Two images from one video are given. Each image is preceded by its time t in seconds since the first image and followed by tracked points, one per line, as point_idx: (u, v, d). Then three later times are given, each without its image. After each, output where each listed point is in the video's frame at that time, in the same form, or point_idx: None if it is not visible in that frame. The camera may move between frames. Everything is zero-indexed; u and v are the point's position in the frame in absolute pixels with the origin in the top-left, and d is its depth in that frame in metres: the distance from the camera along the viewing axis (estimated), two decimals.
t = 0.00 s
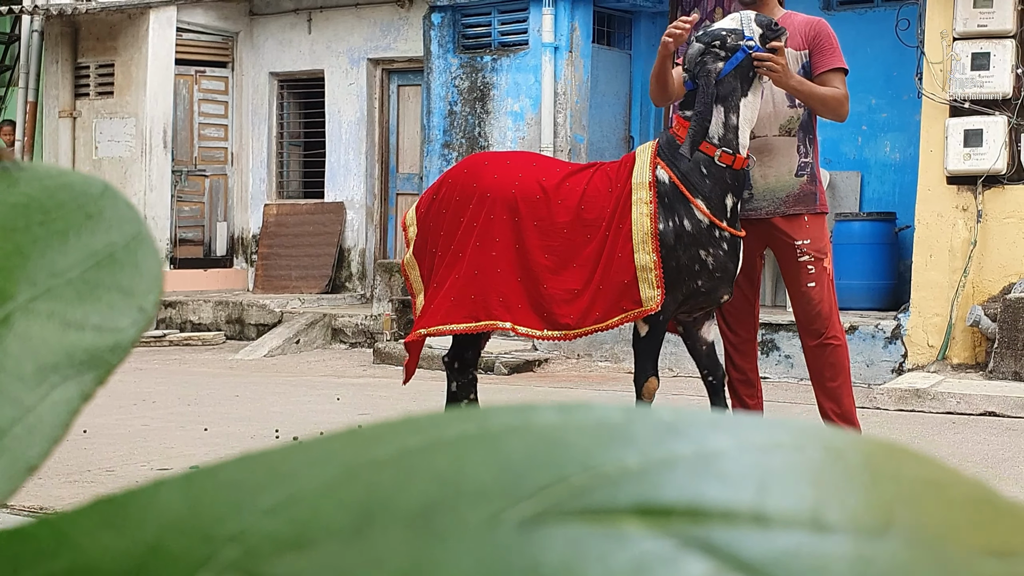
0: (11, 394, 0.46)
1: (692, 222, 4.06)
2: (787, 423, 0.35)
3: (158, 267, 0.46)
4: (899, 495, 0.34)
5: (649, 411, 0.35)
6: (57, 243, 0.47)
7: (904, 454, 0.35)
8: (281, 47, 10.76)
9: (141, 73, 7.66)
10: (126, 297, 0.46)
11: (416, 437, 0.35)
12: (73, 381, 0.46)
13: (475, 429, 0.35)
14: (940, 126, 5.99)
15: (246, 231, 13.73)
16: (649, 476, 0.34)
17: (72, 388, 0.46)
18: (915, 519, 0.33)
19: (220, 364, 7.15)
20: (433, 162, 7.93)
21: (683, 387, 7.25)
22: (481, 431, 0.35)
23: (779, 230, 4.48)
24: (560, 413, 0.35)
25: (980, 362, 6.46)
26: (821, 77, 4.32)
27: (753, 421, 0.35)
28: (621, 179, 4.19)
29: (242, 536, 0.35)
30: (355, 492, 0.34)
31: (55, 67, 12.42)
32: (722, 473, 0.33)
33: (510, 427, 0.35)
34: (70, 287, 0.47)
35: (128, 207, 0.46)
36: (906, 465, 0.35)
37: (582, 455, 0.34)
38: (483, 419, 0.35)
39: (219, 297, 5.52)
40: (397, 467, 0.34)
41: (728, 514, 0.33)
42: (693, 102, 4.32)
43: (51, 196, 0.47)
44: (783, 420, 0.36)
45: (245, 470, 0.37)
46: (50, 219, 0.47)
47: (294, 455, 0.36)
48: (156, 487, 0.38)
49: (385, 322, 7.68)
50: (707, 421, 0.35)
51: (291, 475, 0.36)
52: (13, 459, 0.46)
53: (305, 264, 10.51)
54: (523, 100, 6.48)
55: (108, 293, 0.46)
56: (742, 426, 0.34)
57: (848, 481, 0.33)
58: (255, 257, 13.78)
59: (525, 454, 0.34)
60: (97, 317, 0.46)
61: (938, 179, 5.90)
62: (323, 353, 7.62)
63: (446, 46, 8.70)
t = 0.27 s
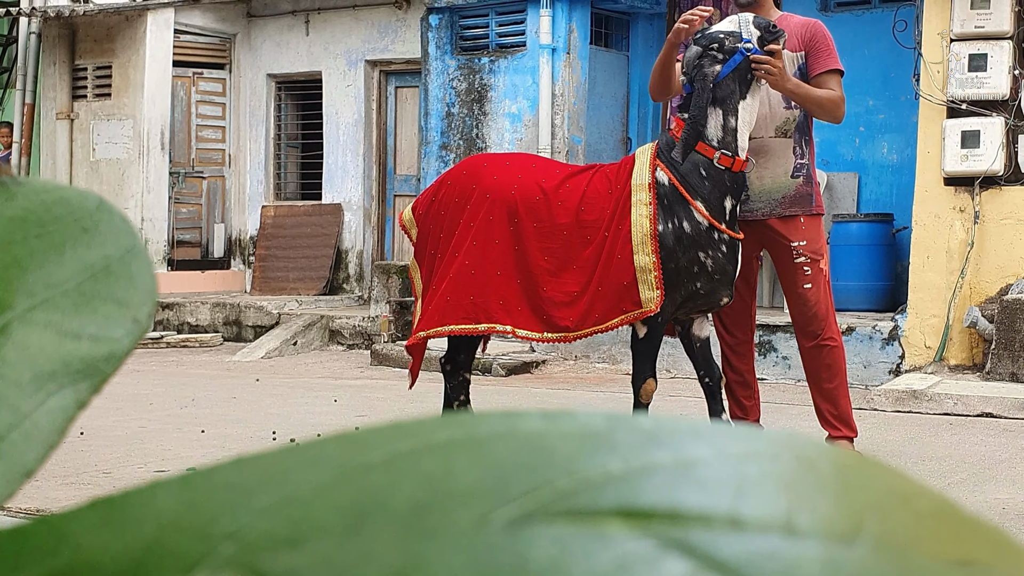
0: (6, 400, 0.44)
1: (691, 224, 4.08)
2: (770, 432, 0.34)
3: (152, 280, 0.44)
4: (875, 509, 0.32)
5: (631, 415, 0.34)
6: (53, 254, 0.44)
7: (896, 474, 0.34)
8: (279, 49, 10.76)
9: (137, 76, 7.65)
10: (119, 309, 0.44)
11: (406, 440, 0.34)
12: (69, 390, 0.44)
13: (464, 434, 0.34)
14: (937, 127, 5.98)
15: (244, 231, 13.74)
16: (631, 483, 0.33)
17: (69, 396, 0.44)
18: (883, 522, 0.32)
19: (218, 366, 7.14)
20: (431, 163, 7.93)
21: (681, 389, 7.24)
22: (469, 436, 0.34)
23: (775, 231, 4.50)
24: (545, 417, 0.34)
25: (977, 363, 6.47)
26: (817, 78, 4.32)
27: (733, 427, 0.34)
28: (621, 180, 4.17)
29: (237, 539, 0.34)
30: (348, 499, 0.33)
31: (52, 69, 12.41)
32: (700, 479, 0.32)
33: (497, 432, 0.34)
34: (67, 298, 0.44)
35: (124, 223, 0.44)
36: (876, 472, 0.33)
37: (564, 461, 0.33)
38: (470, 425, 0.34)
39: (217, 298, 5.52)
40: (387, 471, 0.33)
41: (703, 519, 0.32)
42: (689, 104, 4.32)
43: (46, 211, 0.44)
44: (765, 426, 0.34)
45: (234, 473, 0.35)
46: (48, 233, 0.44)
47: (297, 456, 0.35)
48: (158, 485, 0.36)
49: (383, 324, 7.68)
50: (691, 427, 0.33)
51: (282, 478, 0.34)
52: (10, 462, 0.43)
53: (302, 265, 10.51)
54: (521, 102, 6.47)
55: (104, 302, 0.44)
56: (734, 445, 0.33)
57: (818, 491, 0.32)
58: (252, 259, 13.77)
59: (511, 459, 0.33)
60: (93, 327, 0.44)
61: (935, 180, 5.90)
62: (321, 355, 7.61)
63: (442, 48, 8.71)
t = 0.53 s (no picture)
0: None
1: (688, 227, 4.06)
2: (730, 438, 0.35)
3: (119, 295, 0.45)
4: (820, 523, 0.33)
5: (591, 424, 0.35)
6: (23, 266, 0.46)
7: (848, 493, 0.34)
8: (272, 52, 10.74)
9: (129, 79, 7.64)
10: (90, 320, 0.45)
11: (374, 449, 0.35)
12: (38, 401, 0.43)
13: (427, 442, 0.35)
14: (929, 131, 5.99)
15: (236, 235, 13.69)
16: (589, 497, 0.33)
17: (37, 408, 0.43)
18: (830, 547, 0.32)
19: (211, 369, 7.12)
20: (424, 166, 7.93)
21: (674, 392, 7.25)
22: (432, 446, 0.35)
23: (767, 234, 4.51)
24: (506, 427, 0.35)
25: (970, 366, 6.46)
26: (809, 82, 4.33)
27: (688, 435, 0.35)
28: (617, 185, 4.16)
29: (210, 546, 0.35)
30: (318, 506, 0.34)
31: (45, 71, 12.37)
32: (656, 493, 0.33)
33: (458, 442, 0.35)
34: (36, 310, 0.46)
35: (90, 234, 0.46)
36: (822, 486, 0.33)
37: (524, 473, 0.33)
38: (433, 434, 0.35)
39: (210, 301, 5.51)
40: (353, 482, 0.35)
41: (656, 531, 0.33)
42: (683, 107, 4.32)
43: (17, 220, 0.47)
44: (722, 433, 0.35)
45: (204, 479, 0.36)
46: (14, 245, 0.47)
47: (270, 463, 0.36)
48: (142, 487, 0.37)
49: (376, 327, 7.67)
50: (651, 438, 0.34)
51: (250, 484, 0.35)
52: None
53: (296, 268, 10.49)
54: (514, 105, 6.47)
55: (70, 314, 0.45)
56: (692, 463, 0.33)
57: (772, 501, 0.33)
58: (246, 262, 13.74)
59: (474, 472, 0.34)
60: (63, 336, 0.45)
61: (928, 184, 5.90)
62: (314, 358, 7.60)
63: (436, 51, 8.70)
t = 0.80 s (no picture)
0: None
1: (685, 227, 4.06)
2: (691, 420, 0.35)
3: (92, 294, 0.45)
4: (805, 506, 0.33)
5: (557, 411, 0.35)
6: None
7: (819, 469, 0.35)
8: (268, 53, 10.72)
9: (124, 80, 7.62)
10: (58, 317, 0.45)
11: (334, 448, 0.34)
12: (5, 402, 0.45)
13: (377, 438, 0.34)
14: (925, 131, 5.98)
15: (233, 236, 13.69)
16: (565, 495, 0.33)
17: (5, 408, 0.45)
18: (809, 538, 0.32)
19: (206, 371, 7.10)
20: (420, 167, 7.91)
21: (670, 393, 7.23)
22: (388, 441, 0.34)
23: (762, 234, 4.50)
24: (471, 419, 0.35)
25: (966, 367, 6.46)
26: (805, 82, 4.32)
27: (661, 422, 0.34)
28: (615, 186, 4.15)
29: (170, 549, 0.33)
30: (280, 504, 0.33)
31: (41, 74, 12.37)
32: (632, 489, 0.33)
33: (417, 437, 0.34)
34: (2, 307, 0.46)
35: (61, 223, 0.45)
36: (796, 467, 0.33)
37: (492, 466, 0.33)
38: (390, 429, 0.34)
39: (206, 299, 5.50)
40: (300, 482, 0.34)
41: (633, 528, 0.32)
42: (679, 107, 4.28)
43: None
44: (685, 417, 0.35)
45: (157, 480, 0.36)
46: None
47: (228, 457, 0.35)
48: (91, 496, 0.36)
49: (372, 328, 7.66)
50: (618, 427, 0.34)
51: (204, 486, 0.34)
52: None
53: (291, 269, 10.48)
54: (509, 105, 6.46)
55: (41, 312, 0.45)
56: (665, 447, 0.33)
57: (750, 487, 0.32)
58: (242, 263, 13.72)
59: (439, 468, 0.33)
60: (29, 338, 0.45)
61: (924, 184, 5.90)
62: (309, 359, 7.58)
63: (431, 51, 8.68)
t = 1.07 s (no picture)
0: None
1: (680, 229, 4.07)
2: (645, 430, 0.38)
3: (41, 293, 0.47)
4: (755, 504, 0.36)
5: (510, 423, 0.38)
6: None
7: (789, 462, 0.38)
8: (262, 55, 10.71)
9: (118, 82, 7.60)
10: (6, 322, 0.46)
11: (274, 466, 0.38)
12: None
13: (325, 455, 0.38)
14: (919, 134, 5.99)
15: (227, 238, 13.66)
16: (506, 507, 0.36)
17: None
18: (752, 547, 0.34)
19: (201, 373, 7.10)
20: (414, 169, 7.91)
21: (665, 395, 7.24)
22: (334, 454, 0.37)
23: (757, 236, 4.49)
24: (416, 432, 0.38)
25: (960, 369, 6.47)
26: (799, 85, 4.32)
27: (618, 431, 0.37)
28: (611, 188, 4.15)
29: (130, 549, 0.36)
30: (229, 513, 0.36)
31: (35, 77, 12.33)
32: (569, 504, 0.35)
33: (367, 450, 0.38)
34: None
35: (15, 239, 0.48)
36: (755, 476, 0.37)
37: (431, 482, 0.36)
38: (335, 445, 0.38)
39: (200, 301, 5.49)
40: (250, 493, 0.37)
41: (576, 539, 0.35)
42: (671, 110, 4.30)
43: None
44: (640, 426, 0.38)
45: (129, 490, 0.39)
46: None
47: (187, 470, 0.38)
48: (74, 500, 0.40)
49: (367, 330, 7.66)
50: (567, 439, 0.37)
51: (164, 494, 0.38)
52: None
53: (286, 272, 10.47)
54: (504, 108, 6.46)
55: None
56: (613, 458, 0.37)
57: (702, 486, 0.36)
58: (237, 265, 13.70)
59: (373, 485, 0.36)
60: None
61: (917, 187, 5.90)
62: (304, 362, 7.58)
63: (426, 54, 8.68)
